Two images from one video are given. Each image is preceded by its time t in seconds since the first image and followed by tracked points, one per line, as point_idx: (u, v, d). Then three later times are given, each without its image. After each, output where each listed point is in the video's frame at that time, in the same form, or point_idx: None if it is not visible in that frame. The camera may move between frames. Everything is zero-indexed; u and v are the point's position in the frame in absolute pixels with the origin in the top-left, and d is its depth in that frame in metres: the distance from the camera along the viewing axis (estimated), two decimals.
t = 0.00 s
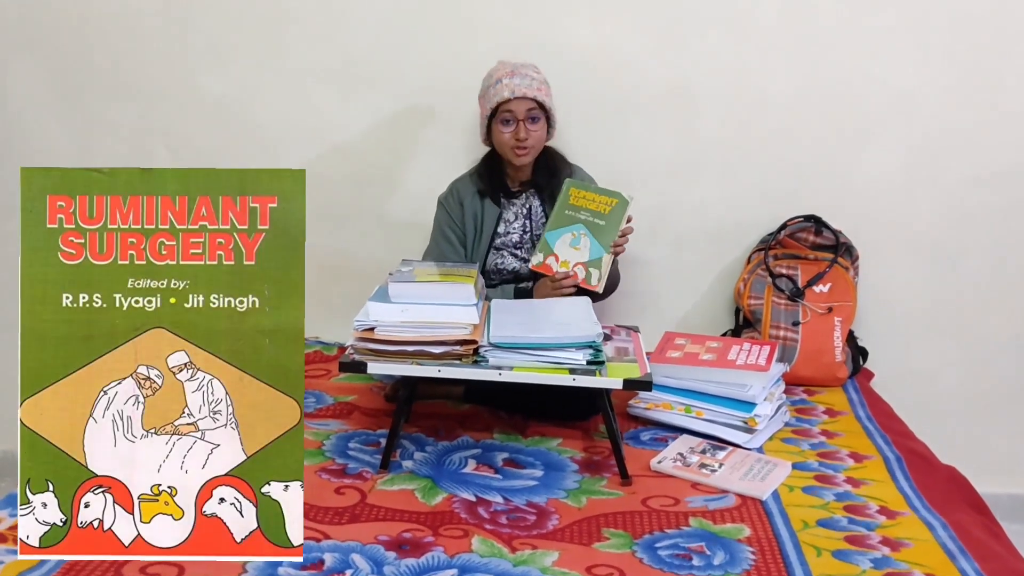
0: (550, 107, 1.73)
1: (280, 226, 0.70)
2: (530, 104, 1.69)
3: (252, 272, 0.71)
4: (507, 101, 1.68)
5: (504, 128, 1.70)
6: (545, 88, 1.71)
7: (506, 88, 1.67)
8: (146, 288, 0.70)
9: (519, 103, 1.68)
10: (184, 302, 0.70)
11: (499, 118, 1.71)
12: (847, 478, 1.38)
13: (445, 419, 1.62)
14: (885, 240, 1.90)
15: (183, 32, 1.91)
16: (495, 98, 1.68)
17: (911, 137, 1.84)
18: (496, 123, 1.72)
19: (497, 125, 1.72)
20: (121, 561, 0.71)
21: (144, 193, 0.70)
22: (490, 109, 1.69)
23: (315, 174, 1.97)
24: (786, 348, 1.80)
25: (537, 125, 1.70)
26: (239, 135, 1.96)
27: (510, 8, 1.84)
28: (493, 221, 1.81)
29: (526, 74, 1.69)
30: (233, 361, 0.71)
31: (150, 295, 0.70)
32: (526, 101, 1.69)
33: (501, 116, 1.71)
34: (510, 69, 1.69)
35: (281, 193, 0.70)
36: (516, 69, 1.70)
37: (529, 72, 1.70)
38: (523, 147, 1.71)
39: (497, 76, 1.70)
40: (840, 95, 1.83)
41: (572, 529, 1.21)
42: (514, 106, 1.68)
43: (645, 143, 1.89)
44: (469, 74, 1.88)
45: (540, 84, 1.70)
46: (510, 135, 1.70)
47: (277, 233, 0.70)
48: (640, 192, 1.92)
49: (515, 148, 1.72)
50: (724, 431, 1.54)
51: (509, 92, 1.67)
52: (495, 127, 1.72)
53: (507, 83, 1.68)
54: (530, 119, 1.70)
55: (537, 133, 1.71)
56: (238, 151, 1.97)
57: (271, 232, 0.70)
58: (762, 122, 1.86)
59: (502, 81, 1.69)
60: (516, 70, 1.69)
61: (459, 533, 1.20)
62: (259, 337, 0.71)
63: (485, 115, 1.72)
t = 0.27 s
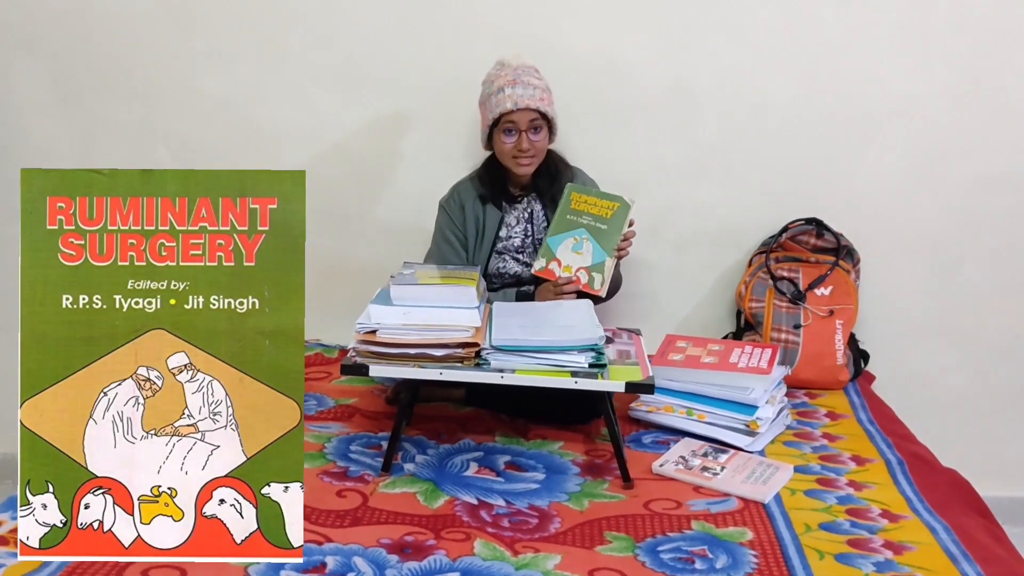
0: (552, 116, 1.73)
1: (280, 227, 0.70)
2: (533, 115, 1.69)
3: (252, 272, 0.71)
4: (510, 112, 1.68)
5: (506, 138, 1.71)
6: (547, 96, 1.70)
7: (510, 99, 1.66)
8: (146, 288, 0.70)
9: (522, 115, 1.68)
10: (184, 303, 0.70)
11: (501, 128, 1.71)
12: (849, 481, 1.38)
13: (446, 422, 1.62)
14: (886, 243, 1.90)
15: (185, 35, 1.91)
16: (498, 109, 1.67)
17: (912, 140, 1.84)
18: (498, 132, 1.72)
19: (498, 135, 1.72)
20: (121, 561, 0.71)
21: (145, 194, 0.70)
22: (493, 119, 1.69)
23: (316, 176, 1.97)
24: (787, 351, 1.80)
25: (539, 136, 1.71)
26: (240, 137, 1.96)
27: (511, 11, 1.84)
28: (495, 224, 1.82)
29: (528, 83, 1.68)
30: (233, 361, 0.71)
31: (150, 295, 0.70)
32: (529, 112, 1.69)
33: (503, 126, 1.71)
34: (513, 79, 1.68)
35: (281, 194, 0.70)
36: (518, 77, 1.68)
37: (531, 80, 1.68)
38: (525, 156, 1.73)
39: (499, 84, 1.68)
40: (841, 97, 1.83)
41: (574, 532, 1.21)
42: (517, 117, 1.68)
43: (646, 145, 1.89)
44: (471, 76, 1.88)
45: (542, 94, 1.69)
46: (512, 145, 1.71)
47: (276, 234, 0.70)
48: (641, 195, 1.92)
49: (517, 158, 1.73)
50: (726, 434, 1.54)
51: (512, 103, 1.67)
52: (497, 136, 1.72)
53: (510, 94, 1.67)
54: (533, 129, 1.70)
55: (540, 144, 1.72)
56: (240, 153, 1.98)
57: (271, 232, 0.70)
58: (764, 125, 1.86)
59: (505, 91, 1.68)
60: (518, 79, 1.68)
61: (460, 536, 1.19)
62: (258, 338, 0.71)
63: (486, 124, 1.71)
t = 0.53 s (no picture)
0: (552, 123, 1.73)
1: (280, 227, 0.70)
2: (532, 123, 1.69)
3: (252, 272, 0.70)
4: (510, 120, 1.68)
5: (505, 145, 1.70)
6: (546, 104, 1.70)
7: (509, 107, 1.66)
8: (145, 288, 0.70)
9: (522, 123, 1.67)
10: (184, 303, 0.70)
11: (500, 135, 1.71)
12: (848, 482, 1.38)
13: (445, 424, 1.61)
14: (885, 244, 1.90)
15: (184, 36, 1.91)
16: (498, 117, 1.67)
17: (911, 141, 1.85)
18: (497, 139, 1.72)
19: (498, 142, 1.72)
20: (122, 561, 0.70)
21: (144, 194, 0.70)
22: (491, 126, 1.69)
23: (315, 178, 1.97)
24: (786, 352, 1.80)
25: (539, 143, 1.71)
26: (238, 138, 1.96)
27: (510, 13, 1.84)
28: (494, 227, 1.82)
29: (528, 91, 1.68)
30: (233, 361, 0.71)
31: (149, 295, 0.70)
32: (528, 120, 1.68)
33: (502, 133, 1.70)
34: (512, 86, 1.67)
35: (281, 194, 0.70)
36: (517, 84, 1.68)
37: (530, 88, 1.68)
38: (525, 164, 1.72)
39: (499, 92, 1.68)
40: (840, 99, 1.84)
41: (573, 533, 1.21)
42: (516, 125, 1.68)
43: (645, 147, 1.89)
44: (470, 78, 1.88)
45: (541, 101, 1.69)
46: (512, 152, 1.70)
47: (276, 234, 0.70)
48: (640, 197, 1.92)
49: (516, 165, 1.72)
50: (725, 436, 1.54)
51: (512, 112, 1.66)
52: (496, 144, 1.72)
53: (510, 102, 1.66)
54: (532, 137, 1.70)
55: (539, 151, 1.71)
56: (238, 154, 1.97)
57: (271, 233, 0.70)
58: (762, 127, 1.86)
59: (505, 99, 1.67)
60: (518, 86, 1.67)
61: (460, 538, 1.19)
62: (258, 338, 0.71)
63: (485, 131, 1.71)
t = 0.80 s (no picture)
0: (548, 122, 1.73)
1: (280, 227, 0.69)
2: (529, 124, 1.69)
3: (252, 272, 0.70)
4: (508, 121, 1.67)
5: (503, 146, 1.70)
6: (543, 103, 1.70)
7: (507, 109, 1.66)
8: (145, 288, 0.69)
9: (520, 124, 1.67)
10: (184, 303, 0.70)
11: (497, 136, 1.70)
12: (845, 481, 1.38)
13: (442, 424, 1.61)
14: (882, 243, 1.90)
15: (179, 35, 1.91)
16: (496, 119, 1.66)
17: (910, 141, 1.85)
18: (494, 140, 1.72)
19: (495, 142, 1.71)
20: (122, 562, 0.70)
21: (145, 194, 0.70)
22: (488, 127, 1.69)
23: (311, 177, 1.96)
24: (783, 350, 1.80)
25: (536, 144, 1.71)
26: (235, 137, 1.96)
27: (507, 12, 1.84)
28: (490, 227, 1.82)
29: (525, 91, 1.67)
30: (233, 361, 0.70)
31: (149, 295, 0.69)
32: (526, 121, 1.68)
33: (499, 134, 1.70)
34: (509, 87, 1.67)
35: (281, 194, 0.69)
36: (514, 85, 1.67)
37: (527, 88, 1.68)
38: (522, 164, 1.72)
39: (496, 93, 1.67)
40: (839, 99, 1.84)
41: (571, 533, 1.21)
42: (514, 126, 1.68)
43: (642, 146, 1.89)
44: (467, 77, 1.88)
45: (538, 101, 1.69)
46: (509, 153, 1.70)
47: (276, 234, 0.69)
48: (637, 196, 1.92)
49: (514, 166, 1.72)
50: (722, 435, 1.54)
51: (510, 113, 1.66)
52: (494, 144, 1.72)
53: (507, 103, 1.66)
54: (530, 137, 1.70)
55: (536, 151, 1.72)
56: (234, 154, 1.97)
57: (271, 232, 0.70)
58: (759, 126, 1.86)
59: (502, 100, 1.67)
60: (514, 86, 1.67)
61: (457, 538, 1.19)
62: (258, 338, 0.70)
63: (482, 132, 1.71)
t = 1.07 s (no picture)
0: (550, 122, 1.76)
1: (280, 227, 0.69)
2: (543, 127, 1.70)
3: (252, 272, 0.70)
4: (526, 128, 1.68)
5: (517, 151, 1.71)
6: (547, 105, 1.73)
7: (527, 115, 1.66)
8: (146, 288, 0.69)
9: (537, 129, 1.68)
10: (184, 303, 0.69)
11: (513, 142, 1.70)
12: (842, 478, 1.38)
13: (439, 422, 1.61)
14: (880, 242, 1.90)
15: (176, 34, 1.90)
16: (517, 126, 1.66)
17: (908, 139, 1.85)
18: (508, 146, 1.71)
19: (509, 149, 1.71)
20: (122, 562, 0.70)
21: (145, 194, 0.69)
22: (505, 135, 1.67)
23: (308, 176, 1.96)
24: (780, 348, 1.80)
25: (546, 145, 1.74)
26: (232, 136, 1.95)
27: (504, 11, 1.83)
28: (485, 225, 1.82)
29: (534, 95, 1.69)
30: (233, 361, 0.70)
31: (149, 295, 0.69)
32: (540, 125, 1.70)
33: (514, 140, 1.70)
34: (520, 92, 1.67)
35: (281, 194, 0.69)
36: (523, 89, 1.68)
37: (535, 91, 1.69)
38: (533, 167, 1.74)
39: (508, 99, 1.67)
40: (837, 97, 1.84)
41: (568, 531, 1.21)
42: (531, 131, 1.69)
43: (639, 145, 1.89)
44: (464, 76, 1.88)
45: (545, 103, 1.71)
46: (524, 158, 1.71)
47: (276, 234, 0.69)
48: (634, 194, 1.92)
49: (523, 169, 1.74)
50: (717, 432, 1.54)
51: (530, 119, 1.66)
52: (507, 150, 1.71)
53: (525, 109, 1.66)
54: (541, 140, 1.72)
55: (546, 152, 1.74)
56: (231, 153, 1.96)
57: (271, 233, 0.69)
58: (756, 125, 1.86)
59: (517, 105, 1.67)
60: (524, 91, 1.68)
61: (454, 536, 1.19)
62: (258, 338, 0.70)
63: (498, 140, 1.68)
